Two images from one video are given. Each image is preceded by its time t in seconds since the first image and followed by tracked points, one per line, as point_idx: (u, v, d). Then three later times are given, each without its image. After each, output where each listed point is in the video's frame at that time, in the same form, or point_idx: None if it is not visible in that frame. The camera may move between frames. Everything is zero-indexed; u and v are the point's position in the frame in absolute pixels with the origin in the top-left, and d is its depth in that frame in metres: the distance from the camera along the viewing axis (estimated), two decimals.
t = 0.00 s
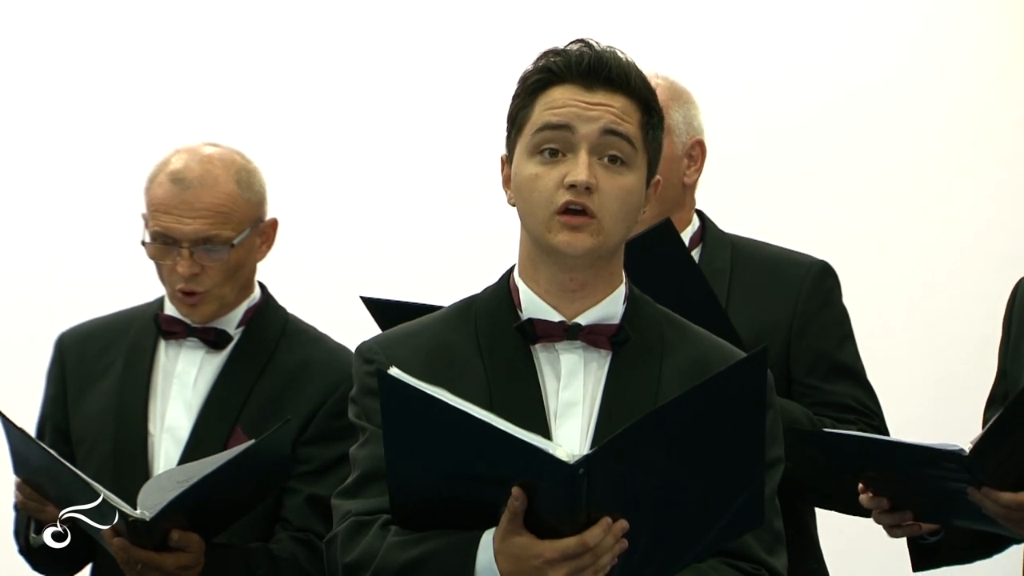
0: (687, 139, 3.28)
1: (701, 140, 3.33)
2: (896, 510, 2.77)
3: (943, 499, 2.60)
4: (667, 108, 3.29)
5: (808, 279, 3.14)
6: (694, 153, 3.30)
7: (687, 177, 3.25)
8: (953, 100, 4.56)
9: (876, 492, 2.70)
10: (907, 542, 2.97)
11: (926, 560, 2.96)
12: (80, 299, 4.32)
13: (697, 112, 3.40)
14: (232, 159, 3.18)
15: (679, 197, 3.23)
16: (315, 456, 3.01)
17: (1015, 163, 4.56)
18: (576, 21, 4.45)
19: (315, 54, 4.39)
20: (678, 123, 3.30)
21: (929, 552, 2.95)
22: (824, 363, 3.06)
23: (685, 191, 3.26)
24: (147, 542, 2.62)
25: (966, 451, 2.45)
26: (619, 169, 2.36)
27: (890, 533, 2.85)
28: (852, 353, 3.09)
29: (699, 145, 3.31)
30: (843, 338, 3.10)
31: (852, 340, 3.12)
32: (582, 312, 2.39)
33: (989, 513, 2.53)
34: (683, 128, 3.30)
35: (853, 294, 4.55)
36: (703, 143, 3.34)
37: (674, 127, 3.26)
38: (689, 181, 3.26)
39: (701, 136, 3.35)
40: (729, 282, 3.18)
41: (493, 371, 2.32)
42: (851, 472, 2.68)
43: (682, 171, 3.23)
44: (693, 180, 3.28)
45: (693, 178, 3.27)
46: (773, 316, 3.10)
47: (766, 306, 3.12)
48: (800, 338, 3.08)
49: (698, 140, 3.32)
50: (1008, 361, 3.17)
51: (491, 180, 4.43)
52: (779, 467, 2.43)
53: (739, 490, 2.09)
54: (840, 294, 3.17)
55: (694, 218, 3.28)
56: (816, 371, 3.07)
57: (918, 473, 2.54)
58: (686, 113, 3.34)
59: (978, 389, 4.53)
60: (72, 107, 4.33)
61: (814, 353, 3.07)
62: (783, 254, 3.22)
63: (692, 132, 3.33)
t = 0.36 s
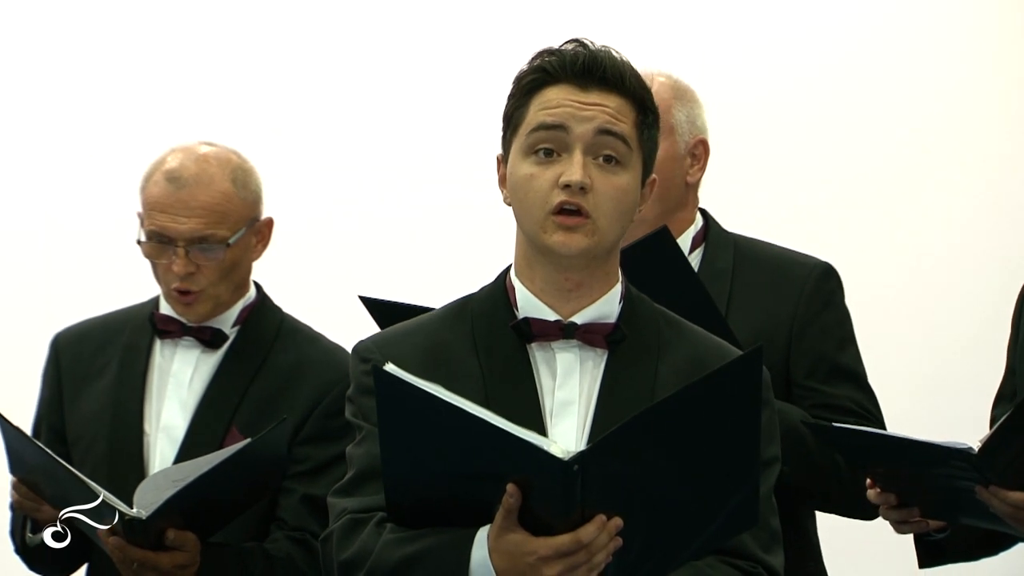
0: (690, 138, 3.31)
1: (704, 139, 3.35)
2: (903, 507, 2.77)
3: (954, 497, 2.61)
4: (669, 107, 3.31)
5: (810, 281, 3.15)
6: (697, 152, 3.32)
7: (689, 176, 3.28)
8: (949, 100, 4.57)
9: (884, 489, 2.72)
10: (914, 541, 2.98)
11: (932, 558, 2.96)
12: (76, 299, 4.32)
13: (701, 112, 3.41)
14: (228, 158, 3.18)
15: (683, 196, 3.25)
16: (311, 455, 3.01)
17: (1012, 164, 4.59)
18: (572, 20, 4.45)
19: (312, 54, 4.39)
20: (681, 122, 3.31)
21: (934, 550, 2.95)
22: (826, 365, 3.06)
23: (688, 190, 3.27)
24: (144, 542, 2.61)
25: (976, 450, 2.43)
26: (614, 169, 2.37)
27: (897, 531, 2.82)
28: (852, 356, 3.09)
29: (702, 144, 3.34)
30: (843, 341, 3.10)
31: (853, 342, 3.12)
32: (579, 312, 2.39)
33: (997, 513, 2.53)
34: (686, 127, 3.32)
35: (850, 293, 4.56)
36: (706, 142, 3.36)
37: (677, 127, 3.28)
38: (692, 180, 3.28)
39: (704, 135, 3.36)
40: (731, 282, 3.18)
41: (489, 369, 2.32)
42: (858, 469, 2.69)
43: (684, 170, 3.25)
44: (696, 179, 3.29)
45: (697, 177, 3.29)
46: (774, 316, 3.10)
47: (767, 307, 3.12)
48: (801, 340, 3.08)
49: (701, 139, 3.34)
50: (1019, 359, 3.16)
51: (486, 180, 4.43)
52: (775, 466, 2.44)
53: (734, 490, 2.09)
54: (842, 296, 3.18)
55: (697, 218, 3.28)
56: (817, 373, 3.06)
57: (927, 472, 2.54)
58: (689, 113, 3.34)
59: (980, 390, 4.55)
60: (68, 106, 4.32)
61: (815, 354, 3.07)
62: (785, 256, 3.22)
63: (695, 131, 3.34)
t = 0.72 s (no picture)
0: (703, 138, 3.31)
1: (718, 139, 3.35)
2: (909, 510, 2.79)
3: (955, 501, 2.62)
4: (682, 106, 3.31)
5: (821, 282, 3.14)
6: (709, 152, 3.32)
7: (701, 176, 3.28)
8: (947, 100, 4.59)
9: (890, 492, 2.71)
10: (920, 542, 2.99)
11: (939, 557, 2.96)
12: (76, 299, 4.32)
13: (715, 111, 3.41)
14: (229, 158, 3.19)
15: (694, 195, 3.25)
16: (312, 456, 3.02)
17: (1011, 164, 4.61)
18: (572, 20, 4.46)
19: (312, 55, 4.40)
20: (694, 122, 3.32)
21: (939, 550, 2.96)
22: (835, 366, 3.06)
23: (700, 190, 3.28)
24: (145, 541, 2.62)
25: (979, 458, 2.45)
26: (611, 169, 2.37)
27: (902, 533, 2.85)
28: (863, 357, 3.10)
29: (715, 144, 3.33)
30: (854, 342, 3.10)
31: (863, 345, 3.12)
32: (577, 311, 2.40)
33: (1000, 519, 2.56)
34: (699, 126, 3.32)
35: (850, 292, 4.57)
36: (719, 142, 3.36)
37: (689, 126, 3.29)
38: (704, 180, 3.28)
39: (717, 135, 3.36)
40: (742, 282, 3.19)
41: (488, 369, 2.33)
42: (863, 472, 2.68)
43: (694, 170, 3.26)
44: (708, 179, 3.30)
45: (709, 177, 3.29)
46: (784, 318, 3.11)
47: (777, 308, 3.13)
48: (811, 340, 3.08)
49: (715, 139, 3.34)
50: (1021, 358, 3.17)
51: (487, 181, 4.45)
52: (775, 465, 2.44)
53: (733, 488, 2.09)
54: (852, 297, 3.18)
55: (709, 218, 3.29)
56: (826, 375, 3.06)
57: (930, 478, 2.55)
58: (702, 112, 3.34)
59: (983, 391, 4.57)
60: (68, 107, 4.33)
61: (825, 355, 3.07)
62: (796, 256, 3.23)
63: (708, 131, 3.34)
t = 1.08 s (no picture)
0: (714, 143, 3.34)
1: (728, 143, 3.38)
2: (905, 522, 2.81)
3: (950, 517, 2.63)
4: (694, 111, 3.32)
5: (830, 287, 3.15)
6: (720, 156, 3.35)
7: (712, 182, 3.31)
8: (947, 99, 4.60)
9: (886, 504, 2.72)
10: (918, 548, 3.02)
11: (938, 563, 3.01)
12: (74, 299, 4.33)
13: (725, 113, 3.43)
14: (227, 158, 3.19)
15: (704, 201, 3.28)
16: (310, 456, 3.03)
17: (1012, 164, 4.62)
18: (572, 20, 4.47)
19: (313, 55, 4.41)
20: (706, 127, 3.34)
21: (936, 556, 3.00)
22: (844, 372, 3.08)
23: (710, 195, 3.30)
24: (143, 541, 2.63)
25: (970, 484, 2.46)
26: (605, 169, 2.38)
27: (900, 544, 2.88)
28: (873, 363, 3.11)
29: (725, 149, 3.37)
30: (863, 349, 3.11)
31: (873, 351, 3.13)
32: (571, 311, 2.41)
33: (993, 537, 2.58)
34: (710, 131, 3.34)
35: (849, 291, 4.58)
36: (729, 146, 3.39)
37: (701, 133, 3.31)
38: (715, 186, 3.31)
39: (728, 140, 3.39)
40: (750, 286, 3.20)
41: (484, 369, 2.34)
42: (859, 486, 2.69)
43: (705, 176, 3.28)
44: (718, 184, 3.33)
45: (719, 182, 3.32)
46: (792, 323, 3.12)
47: (786, 314, 3.14)
48: (820, 346, 3.09)
49: (725, 143, 3.37)
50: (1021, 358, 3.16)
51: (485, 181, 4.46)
52: (769, 462, 2.44)
53: (731, 487, 2.10)
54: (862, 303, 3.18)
55: (717, 222, 3.31)
56: (835, 380, 3.08)
57: (925, 499, 2.58)
58: (714, 117, 3.36)
59: (983, 392, 4.56)
60: (68, 107, 4.34)
61: (834, 361, 3.08)
62: (807, 260, 3.24)
63: (719, 135, 3.37)
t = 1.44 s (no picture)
0: (725, 147, 3.37)
1: (739, 147, 3.41)
2: (900, 528, 2.85)
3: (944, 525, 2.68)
4: (706, 115, 3.35)
5: (836, 291, 3.19)
6: (730, 161, 3.39)
7: (721, 186, 3.34)
8: (942, 101, 4.63)
9: (879, 510, 2.77)
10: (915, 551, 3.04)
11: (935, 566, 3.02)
12: (70, 300, 4.36)
13: (736, 116, 3.46)
14: (222, 159, 3.24)
15: (713, 204, 3.30)
16: (305, 458, 3.06)
17: (1009, 165, 4.64)
18: (569, 20, 4.51)
19: (313, 56, 4.44)
20: (717, 130, 3.37)
21: (933, 559, 3.01)
22: (849, 375, 3.12)
23: (720, 198, 3.33)
24: (141, 543, 2.68)
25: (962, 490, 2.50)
26: (592, 170, 2.41)
27: (895, 549, 2.92)
28: (878, 368, 3.15)
29: (735, 153, 3.40)
30: (868, 353, 3.15)
31: (877, 354, 3.17)
32: (560, 311, 2.45)
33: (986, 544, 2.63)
34: (721, 135, 3.37)
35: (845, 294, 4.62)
36: (740, 150, 3.42)
37: (712, 136, 3.34)
38: (724, 190, 3.35)
39: (738, 144, 3.42)
40: (756, 289, 3.24)
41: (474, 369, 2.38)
42: (852, 492, 2.72)
43: (715, 181, 3.31)
44: (728, 188, 3.36)
45: (728, 187, 3.35)
46: (798, 326, 3.16)
47: (791, 317, 3.18)
48: (826, 351, 3.13)
49: (735, 147, 3.41)
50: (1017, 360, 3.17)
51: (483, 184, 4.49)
52: (759, 462, 2.45)
53: (721, 489, 2.11)
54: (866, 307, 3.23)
55: (724, 224, 3.34)
56: (839, 383, 3.12)
57: (919, 505, 2.61)
58: (725, 120, 3.39)
59: (982, 395, 4.59)
60: (68, 108, 4.38)
61: (839, 365, 3.12)
62: (814, 263, 3.28)
63: (730, 139, 3.40)
